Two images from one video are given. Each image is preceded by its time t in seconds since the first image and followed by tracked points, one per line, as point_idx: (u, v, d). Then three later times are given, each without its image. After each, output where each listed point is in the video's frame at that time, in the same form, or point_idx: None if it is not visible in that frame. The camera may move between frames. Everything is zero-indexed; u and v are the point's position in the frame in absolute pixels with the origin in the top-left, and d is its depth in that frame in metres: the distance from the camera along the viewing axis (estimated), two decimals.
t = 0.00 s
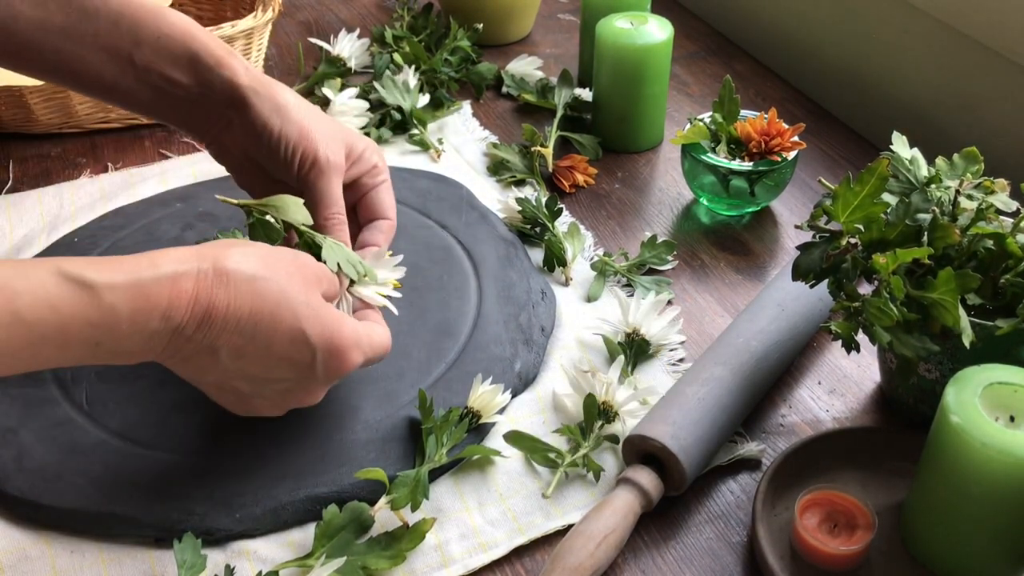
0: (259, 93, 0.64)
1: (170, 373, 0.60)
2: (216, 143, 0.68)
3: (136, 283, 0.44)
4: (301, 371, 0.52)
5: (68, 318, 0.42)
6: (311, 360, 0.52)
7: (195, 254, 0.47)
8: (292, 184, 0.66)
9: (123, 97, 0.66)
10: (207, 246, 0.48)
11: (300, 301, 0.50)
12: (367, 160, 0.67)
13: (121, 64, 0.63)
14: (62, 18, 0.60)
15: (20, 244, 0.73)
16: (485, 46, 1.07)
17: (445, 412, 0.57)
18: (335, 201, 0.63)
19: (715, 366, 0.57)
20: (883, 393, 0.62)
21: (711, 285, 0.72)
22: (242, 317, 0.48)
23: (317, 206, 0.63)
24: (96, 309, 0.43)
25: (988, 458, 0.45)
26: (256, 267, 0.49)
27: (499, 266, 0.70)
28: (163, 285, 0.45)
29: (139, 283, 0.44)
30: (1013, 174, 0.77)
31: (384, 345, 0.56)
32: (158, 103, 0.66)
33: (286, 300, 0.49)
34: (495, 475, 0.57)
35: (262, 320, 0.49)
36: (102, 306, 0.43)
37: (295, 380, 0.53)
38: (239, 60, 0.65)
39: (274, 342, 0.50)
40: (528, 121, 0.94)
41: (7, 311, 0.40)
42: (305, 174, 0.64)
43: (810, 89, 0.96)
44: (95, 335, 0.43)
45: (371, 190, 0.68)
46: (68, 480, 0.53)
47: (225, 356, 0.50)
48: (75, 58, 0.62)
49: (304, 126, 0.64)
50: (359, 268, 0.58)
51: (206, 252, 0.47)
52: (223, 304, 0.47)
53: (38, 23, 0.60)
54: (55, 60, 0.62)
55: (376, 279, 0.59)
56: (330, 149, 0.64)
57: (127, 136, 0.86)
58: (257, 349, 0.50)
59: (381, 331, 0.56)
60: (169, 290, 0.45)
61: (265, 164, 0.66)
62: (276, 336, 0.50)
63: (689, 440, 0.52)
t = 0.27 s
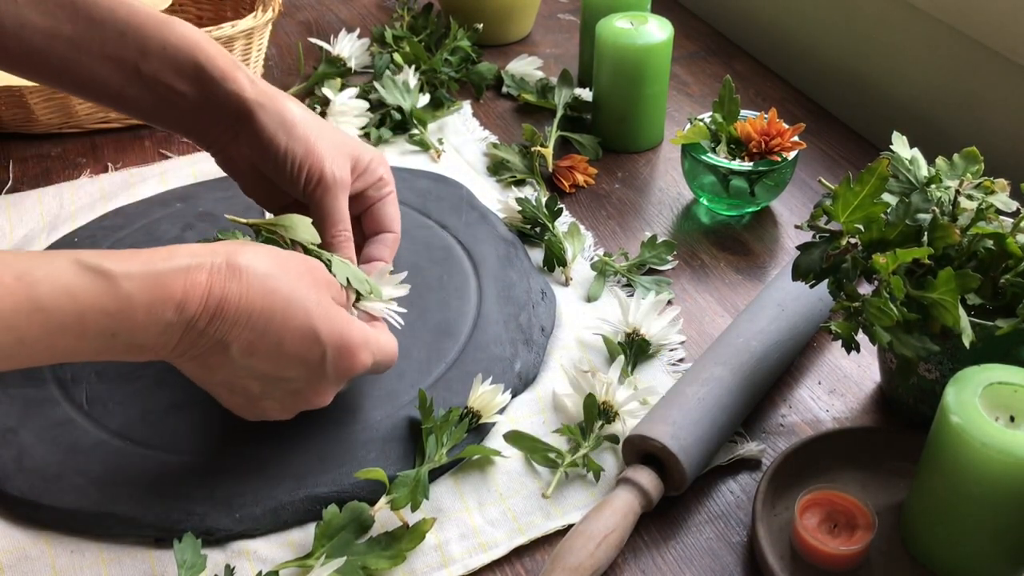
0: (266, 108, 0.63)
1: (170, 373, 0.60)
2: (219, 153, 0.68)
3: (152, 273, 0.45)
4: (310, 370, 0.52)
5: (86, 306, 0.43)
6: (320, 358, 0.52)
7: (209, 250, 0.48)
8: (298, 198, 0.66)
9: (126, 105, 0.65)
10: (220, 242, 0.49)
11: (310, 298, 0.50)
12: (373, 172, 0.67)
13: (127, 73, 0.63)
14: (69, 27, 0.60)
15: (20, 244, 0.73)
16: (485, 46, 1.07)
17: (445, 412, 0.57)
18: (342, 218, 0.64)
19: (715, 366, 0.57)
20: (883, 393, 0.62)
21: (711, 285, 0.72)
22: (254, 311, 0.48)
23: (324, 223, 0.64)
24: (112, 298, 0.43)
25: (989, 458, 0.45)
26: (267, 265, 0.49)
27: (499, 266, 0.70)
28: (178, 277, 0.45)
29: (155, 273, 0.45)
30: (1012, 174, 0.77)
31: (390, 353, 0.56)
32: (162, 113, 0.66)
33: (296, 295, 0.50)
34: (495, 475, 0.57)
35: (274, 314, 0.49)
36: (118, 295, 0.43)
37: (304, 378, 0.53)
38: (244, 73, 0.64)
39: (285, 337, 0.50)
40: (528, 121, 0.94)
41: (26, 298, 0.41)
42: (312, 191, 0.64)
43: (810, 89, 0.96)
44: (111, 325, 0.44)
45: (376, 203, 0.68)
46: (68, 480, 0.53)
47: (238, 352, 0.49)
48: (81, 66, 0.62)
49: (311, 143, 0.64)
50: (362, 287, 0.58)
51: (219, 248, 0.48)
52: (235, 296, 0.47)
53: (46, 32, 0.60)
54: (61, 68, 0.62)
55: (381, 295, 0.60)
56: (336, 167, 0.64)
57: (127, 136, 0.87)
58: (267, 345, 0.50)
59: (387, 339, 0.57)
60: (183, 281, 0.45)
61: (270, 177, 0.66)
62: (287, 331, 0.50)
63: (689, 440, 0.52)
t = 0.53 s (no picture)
0: (267, 120, 0.63)
1: (170, 373, 0.60)
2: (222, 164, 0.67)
3: (164, 257, 0.45)
4: (320, 360, 0.52)
5: (101, 285, 0.43)
6: (330, 348, 0.51)
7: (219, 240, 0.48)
8: (302, 210, 0.66)
9: (127, 115, 0.65)
10: (230, 235, 0.49)
11: (317, 287, 0.50)
12: (376, 179, 0.67)
13: (128, 84, 0.63)
14: (71, 37, 0.60)
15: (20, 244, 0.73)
16: (485, 46, 1.07)
17: (445, 412, 0.57)
18: (347, 230, 0.64)
19: (715, 366, 0.57)
20: (883, 393, 0.62)
21: (711, 285, 0.72)
22: (264, 297, 0.48)
23: (329, 236, 0.64)
24: (127, 279, 0.44)
25: (988, 458, 0.45)
26: (276, 256, 0.50)
27: (499, 266, 0.70)
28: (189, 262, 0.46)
29: (169, 256, 0.45)
30: (1012, 174, 0.77)
31: (400, 351, 0.56)
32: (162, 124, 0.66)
33: (304, 284, 0.50)
34: (495, 475, 0.57)
35: (283, 300, 0.49)
36: (133, 276, 0.44)
37: (315, 369, 0.52)
38: (242, 83, 0.64)
39: (295, 324, 0.49)
40: (528, 121, 0.94)
41: (42, 277, 0.41)
42: (316, 204, 0.64)
43: (810, 89, 0.96)
44: (125, 309, 0.44)
45: (379, 210, 0.68)
46: (68, 480, 0.53)
47: (250, 343, 0.49)
48: (82, 75, 0.62)
49: (314, 156, 0.64)
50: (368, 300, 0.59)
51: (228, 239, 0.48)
52: (245, 282, 0.47)
53: (49, 41, 0.60)
54: (63, 77, 0.62)
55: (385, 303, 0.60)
56: (340, 180, 0.64)
57: (127, 137, 0.86)
58: (277, 334, 0.50)
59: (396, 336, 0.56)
60: (194, 264, 0.46)
61: (273, 189, 0.66)
62: (296, 318, 0.49)
63: (689, 440, 0.52)
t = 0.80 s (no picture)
0: (266, 133, 0.63)
1: (170, 373, 0.60)
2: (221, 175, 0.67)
3: (167, 256, 0.45)
4: (324, 360, 0.51)
5: (106, 284, 0.43)
6: (333, 347, 0.51)
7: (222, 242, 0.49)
8: (302, 223, 0.66)
9: (125, 125, 0.65)
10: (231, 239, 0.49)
11: (319, 286, 0.51)
12: (376, 188, 0.67)
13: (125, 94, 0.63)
14: (68, 46, 0.61)
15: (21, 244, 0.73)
16: (485, 46, 1.07)
17: (445, 412, 0.57)
18: (347, 245, 0.64)
19: (714, 367, 0.57)
20: (884, 393, 0.62)
21: (711, 285, 0.72)
22: (265, 298, 0.48)
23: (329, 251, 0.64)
24: (130, 276, 0.44)
25: (988, 458, 0.45)
26: (277, 257, 0.50)
27: (499, 266, 0.70)
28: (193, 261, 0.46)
29: (171, 254, 0.46)
30: (1012, 174, 0.77)
31: (403, 356, 0.56)
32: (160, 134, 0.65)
33: (306, 285, 0.50)
34: (495, 475, 0.57)
35: (286, 299, 0.49)
36: (137, 274, 0.44)
37: (319, 371, 0.52)
38: (238, 96, 0.64)
39: (297, 323, 0.49)
40: (528, 121, 0.94)
41: (46, 275, 0.42)
42: (316, 218, 0.64)
43: (810, 89, 0.96)
44: (130, 308, 0.44)
45: (380, 218, 0.67)
46: (68, 480, 0.53)
47: (253, 343, 0.49)
48: (81, 87, 0.62)
49: (312, 169, 0.63)
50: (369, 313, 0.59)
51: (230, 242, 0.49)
52: (247, 280, 0.47)
53: (48, 51, 0.61)
54: (61, 84, 0.62)
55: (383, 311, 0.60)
56: (339, 193, 0.64)
57: (127, 137, 0.87)
58: (280, 334, 0.49)
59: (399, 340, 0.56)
60: (197, 264, 0.46)
61: (272, 203, 0.66)
62: (299, 316, 0.49)
63: (689, 440, 0.52)
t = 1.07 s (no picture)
0: (266, 136, 0.63)
1: (170, 373, 0.60)
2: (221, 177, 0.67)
3: (171, 261, 0.46)
4: (328, 367, 0.51)
5: (109, 288, 0.43)
6: (337, 354, 0.51)
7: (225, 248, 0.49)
8: (302, 226, 0.66)
9: (125, 128, 0.65)
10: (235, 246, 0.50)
11: (323, 293, 0.51)
12: (377, 191, 0.67)
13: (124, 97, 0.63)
14: (67, 48, 0.61)
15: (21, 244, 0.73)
16: (485, 46, 1.07)
17: (445, 412, 0.57)
18: (348, 249, 0.64)
19: (714, 367, 0.57)
20: (883, 393, 0.62)
21: (711, 285, 0.72)
22: (269, 304, 0.48)
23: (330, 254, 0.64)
24: (134, 280, 0.44)
25: (989, 458, 0.45)
26: (280, 264, 0.50)
27: (499, 266, 0.70)
28: (196, 266, 0.46)
29: (175, 259, 0.46)
30: (1012, 174, 0.77)
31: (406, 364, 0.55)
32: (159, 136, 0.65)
33: (310, 291, 0.50)
34: (495, 475, 0.57)
35: (290, 305, 0.49)
36: (140, 279, 0.44)
37: (323, 379, 0.52)
38: (236, 100, 0.63)
39: (301, 329, 0.49)
40: (528, 121, 0.94)
41: (50, 280, 0.41)
42: (316, 221, 0.64)
43: (810, 89, 0.96)
44: (132, 312, 0.44)
45: (380, 222, 0.67)
46: (68, 480, 0.53)
47: (257, 349, 0.49)
48: (80, 90, 0.62)
49: (311, 174, 0.63)
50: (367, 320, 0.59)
51: (234, 249, 0.49)
52: (251, 286, 0.47)
53: (45, 53, 0.61)
54: (60, 86, 0.62)
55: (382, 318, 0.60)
56: (338, 197, 0.64)
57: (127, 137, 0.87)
58: (284, 341, 0.49)
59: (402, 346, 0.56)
60: (201, 269, 0.46)
61: (272, 206, 0.66)
62: (303, 322, 0.49)
63: (690, 440, 0.52)
